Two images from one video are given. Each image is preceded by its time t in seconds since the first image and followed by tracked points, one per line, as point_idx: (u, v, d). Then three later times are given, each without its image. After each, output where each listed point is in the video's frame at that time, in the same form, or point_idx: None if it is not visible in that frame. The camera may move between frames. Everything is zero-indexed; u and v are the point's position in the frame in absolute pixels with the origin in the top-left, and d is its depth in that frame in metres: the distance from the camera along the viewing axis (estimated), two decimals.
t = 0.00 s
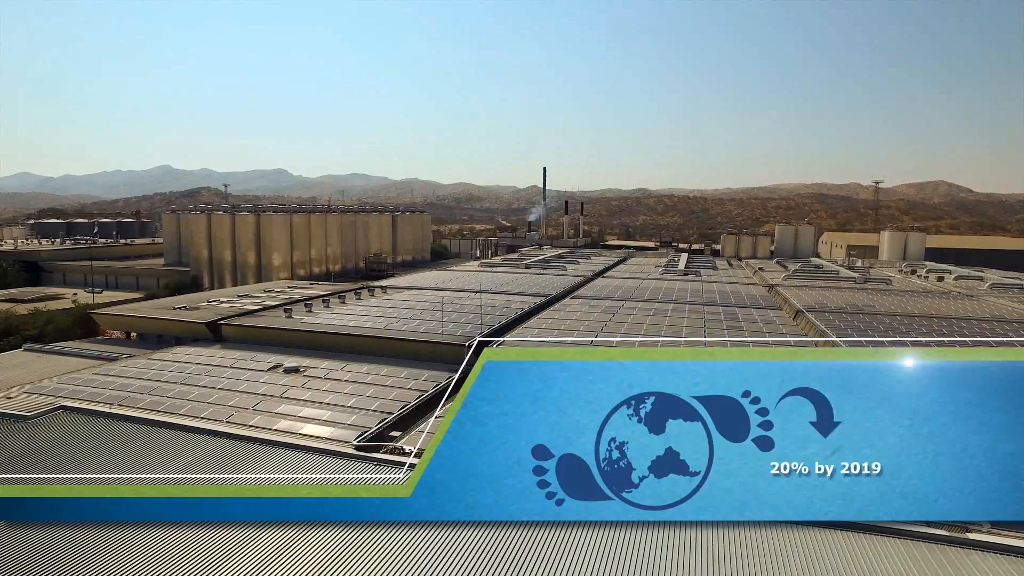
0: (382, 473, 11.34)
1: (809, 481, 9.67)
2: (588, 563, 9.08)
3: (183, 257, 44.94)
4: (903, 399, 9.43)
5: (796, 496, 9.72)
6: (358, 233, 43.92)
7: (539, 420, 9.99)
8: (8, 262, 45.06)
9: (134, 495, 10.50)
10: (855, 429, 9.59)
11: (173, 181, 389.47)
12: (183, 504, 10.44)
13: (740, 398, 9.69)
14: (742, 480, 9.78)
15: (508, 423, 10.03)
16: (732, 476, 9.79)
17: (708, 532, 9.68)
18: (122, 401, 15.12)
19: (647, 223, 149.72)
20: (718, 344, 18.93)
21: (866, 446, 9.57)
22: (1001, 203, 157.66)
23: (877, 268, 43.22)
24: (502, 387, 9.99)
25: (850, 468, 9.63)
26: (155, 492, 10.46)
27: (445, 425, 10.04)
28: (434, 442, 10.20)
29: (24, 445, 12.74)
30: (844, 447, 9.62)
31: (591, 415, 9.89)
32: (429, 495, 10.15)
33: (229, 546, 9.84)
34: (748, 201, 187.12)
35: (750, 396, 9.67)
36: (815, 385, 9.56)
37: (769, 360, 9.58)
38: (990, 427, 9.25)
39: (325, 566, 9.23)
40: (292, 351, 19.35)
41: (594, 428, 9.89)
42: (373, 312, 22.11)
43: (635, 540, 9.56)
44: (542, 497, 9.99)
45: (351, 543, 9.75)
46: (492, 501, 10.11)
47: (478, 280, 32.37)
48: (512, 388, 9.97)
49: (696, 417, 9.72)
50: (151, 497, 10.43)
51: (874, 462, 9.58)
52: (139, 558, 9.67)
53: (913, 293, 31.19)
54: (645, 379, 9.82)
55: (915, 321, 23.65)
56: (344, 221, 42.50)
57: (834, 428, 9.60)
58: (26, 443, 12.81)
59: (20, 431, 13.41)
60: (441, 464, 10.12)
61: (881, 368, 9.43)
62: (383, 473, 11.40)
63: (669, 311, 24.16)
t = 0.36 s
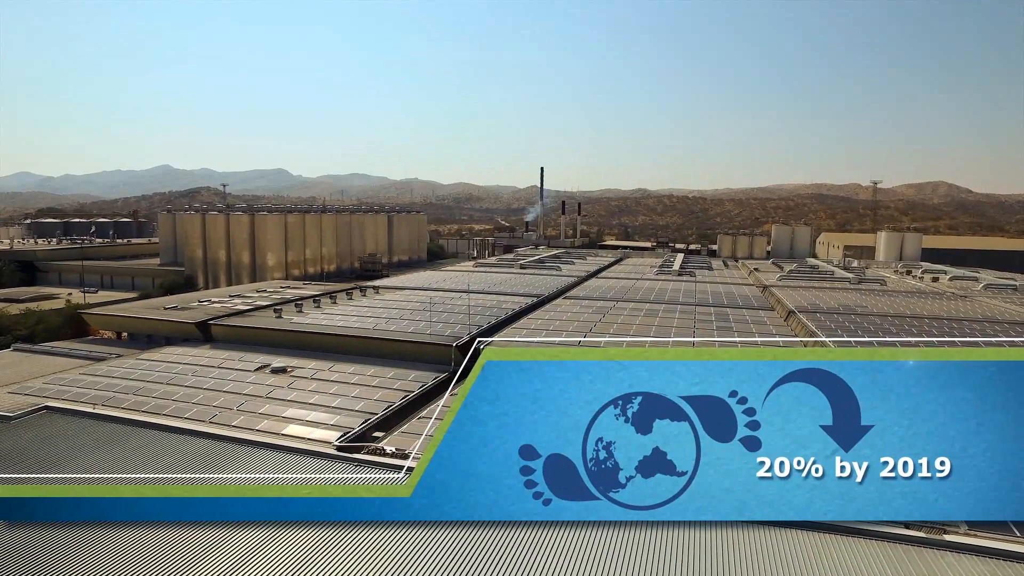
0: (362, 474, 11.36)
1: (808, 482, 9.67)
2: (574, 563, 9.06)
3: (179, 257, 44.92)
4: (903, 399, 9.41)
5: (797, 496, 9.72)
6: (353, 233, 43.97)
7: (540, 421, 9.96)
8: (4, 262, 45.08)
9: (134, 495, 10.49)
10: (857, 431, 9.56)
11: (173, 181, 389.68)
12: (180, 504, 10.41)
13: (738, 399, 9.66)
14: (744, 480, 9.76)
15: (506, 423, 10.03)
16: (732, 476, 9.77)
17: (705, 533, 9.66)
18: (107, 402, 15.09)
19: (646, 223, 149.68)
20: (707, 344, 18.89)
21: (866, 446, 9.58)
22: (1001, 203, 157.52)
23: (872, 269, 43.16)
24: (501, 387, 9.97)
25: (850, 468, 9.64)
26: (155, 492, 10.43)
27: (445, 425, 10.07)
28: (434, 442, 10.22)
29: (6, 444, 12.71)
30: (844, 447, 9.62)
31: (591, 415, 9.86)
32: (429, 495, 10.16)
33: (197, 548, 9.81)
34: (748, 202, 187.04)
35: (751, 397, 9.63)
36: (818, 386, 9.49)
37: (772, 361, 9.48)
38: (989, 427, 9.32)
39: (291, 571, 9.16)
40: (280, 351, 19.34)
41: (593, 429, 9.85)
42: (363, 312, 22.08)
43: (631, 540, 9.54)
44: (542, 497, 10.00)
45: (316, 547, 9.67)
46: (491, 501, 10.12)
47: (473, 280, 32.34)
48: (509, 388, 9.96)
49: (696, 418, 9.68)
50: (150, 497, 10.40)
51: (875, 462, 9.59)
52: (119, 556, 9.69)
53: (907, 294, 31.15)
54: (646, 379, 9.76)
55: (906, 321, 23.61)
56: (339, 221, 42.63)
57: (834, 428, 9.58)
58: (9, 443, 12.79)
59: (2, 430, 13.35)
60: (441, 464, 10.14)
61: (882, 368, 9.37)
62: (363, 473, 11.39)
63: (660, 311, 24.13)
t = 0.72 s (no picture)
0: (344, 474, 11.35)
1: (808, 483, 9.67)
2: (565, 563, 9.00)
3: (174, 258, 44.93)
4: (902, 399, 9.41)
5: (797, 496, 9.69)
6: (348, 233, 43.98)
7: (541, 421, 9.95)
8: None
9: (135, 496, 10.44)
10: (857, 431, 9.55)
11: (174, 181, 389.83)
12: (180, 505, 10.36)
13: (738, 399, 9.65)
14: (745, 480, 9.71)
15: (506, 423, 10.02)
16: (732, 476, 9.73)
17: (705, 533, 9.61)
18: (91, 402, 15.07)
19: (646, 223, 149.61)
20: (695, 344, 18.87)
21: (866, 446, 9.58)
22: (1000, 203, 157.41)
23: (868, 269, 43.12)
24: (501, 387, 9.97)
25: (850, 468, 9.63)
26: (155, 492, 10.36)
27: (445, 425, 10.07)
28: (433, 443, 10.22)
29: None
30: (844, 447, 9.61)
31: (591, 415, 9.86)
32: (428, 495, 10.10)
33: (170, 549, 9.76)
34: (747, 202, 186.97)
35: (750, 397, 9.62)
36: (818, 386, 9.49)
37: (771, 361, 9.47)
38: (989, 426, 9.29)
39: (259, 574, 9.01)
40: (268, 351, 19.34)
41: (593, 429, 9.85)
42: (353, 313, 22.06)
43: (633, 540, 9.50)
44: (542, 497, 9.97)
45: (282, 552, 9.52)
46: (491, 501, 10.09)
47: (466, 280, 32.33)
48: (509, 388, 9.96)
49: (696, 418, 9.67)
50: (151, 497, 10.34)
51: (874, 462, 9.58)
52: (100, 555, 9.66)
53: (901, 294, 31.12)
54: (645, 379, 9.76)
55: (897, 321, 23.58)
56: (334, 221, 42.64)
57: (835, 429, 9.57)
58: None
59: None
60: (441, 464, 10.13)
61: (881, 368, 9.35)
62: (345, 473, 11.37)
63: (650, 311, 24.12)
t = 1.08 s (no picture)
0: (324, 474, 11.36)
1: (809, 483, 9.65)
2: (559, 564, 8.96)
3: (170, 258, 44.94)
4: (902, 399, 9.37)
5: (797, 496, 9.67)
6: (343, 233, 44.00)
7: (541, 421, 9.93)
8: None
9: (136, 495, 10.44)
10: (857, 431, 9.53)
11: (174, 181, 389.85)
12: (179, 504, 10.33)
13: (738, 399, 9.62)
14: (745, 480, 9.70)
15: (506, 423, 10.00)
16: (732, 476, 9.72)
17: (705, 533, 9.58)
18: (76, 403, 15.06)
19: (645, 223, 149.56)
20: (684, 344, 18.85)
21: (866, 446, 9.56)
22: (1000, 203, 157.31)
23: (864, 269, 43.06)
24: (500, 387, 9.94)
25: (850, 468, 9.61)
26: (156, 492, 10.35)
27: (445, 425, 10.06)
28: (433, 443, 10.21)
29: None
30: (844, 447, 9.59)
31: (591, 415, 9.84)
32: (428, 495, 10.07)
33: (150, 550, 9.74)
34: (746, 202, 186.88)
35: (750, 397, 9.59)
36: (818, 387, 9.45)
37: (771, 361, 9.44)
38: (990, 426, 9.26)
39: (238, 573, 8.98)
40: (257, 351, 19.34)
41: (593, 428, 9.84)
42: (343, 313, 22.06)
43: (632, 540, 9.48)
44: (542, 497, 9.95)
45: (263, 553, 9.48)
46: (491, 501, 10.08)
47: (460, 280, 32.33)
48: (508, 387, 9.93)
49: (696, 418, 9.64)
50: (152, 497, 10.33)
51: (874, 462, 9.57)
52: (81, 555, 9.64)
53: (894, 294, 31.10)
54: (644, 379, 9.74)
55: (888, 322, 23.54)
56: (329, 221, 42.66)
57: (836, 429, 9.54)
58: None
59: None
60: (441, 464, 10.11)
61: (881, 368, 9.31)
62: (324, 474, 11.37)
63: (641, 312, 24.10)
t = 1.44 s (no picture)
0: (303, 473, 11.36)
1: (811, 484, 9.63)
2: (539, 564, 8.92)
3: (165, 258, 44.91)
4: (902, 400, 9.36)
5: (797, 496, 9.64)
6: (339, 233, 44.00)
7: (541, 421, 9.93)
8: None
9: (135, 495, 10.40)
10: (857, 431, 9.51)
11: (174, 181, 390.18)
12: (178, 505, 10.33)
13: (738, 399, 9.61)
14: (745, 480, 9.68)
15: (506, 423, 10.00)
16: (732, 476, 9.70)
17: (704, 533, 9.52)
18: (60, 403, 15.04)
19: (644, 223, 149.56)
20: (672, 344, 18.84)
21: (867, 446, 9.53)
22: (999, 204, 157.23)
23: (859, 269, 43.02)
24: (500, 387, 9.95)
25: (850, 468, 9.59)
26: (155, 492, 10.33)
27: (445, 425, 10.06)
28: (433, 443, 10.20)
29: None
30: (844, 447, 9.57)
31: (591, 415, 9.84)
32: (428, 496, 10.03)
33: (128, 549, 9.70)
34: (746, 202, 186.80)
35: (750, 397, 9.58)
36: (818, 386, 9.43)
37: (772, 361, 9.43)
38: (990, 426, 9.25)
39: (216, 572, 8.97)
40: (245, 352, 19.33)
41: (594, 428, 9.84)
42: (333, 313, 22.04)
43: (633, 539, 9.44)
44: (541, 497, 9.93)
45: (241, 552, 9.45)
46: (491, 501, 10.06)
47: (454, 280, 32.34)
48: (508, 387, 9.94)
49: (696, 418, 9.63)
50: (151, 497, 10.31)
51: (875, 462, 9.54)
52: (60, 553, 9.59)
53: (887, 294, 31.10)
54: (644, 380, 9.74)
55: (879, 322, 23.51)
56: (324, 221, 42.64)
57: (836, 429, 9.52)
58: None
59: None
60: (441, 464, 10.11)
61: (881, 368, 9.30)
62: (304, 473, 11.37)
63: (632, 312, 24.09)
